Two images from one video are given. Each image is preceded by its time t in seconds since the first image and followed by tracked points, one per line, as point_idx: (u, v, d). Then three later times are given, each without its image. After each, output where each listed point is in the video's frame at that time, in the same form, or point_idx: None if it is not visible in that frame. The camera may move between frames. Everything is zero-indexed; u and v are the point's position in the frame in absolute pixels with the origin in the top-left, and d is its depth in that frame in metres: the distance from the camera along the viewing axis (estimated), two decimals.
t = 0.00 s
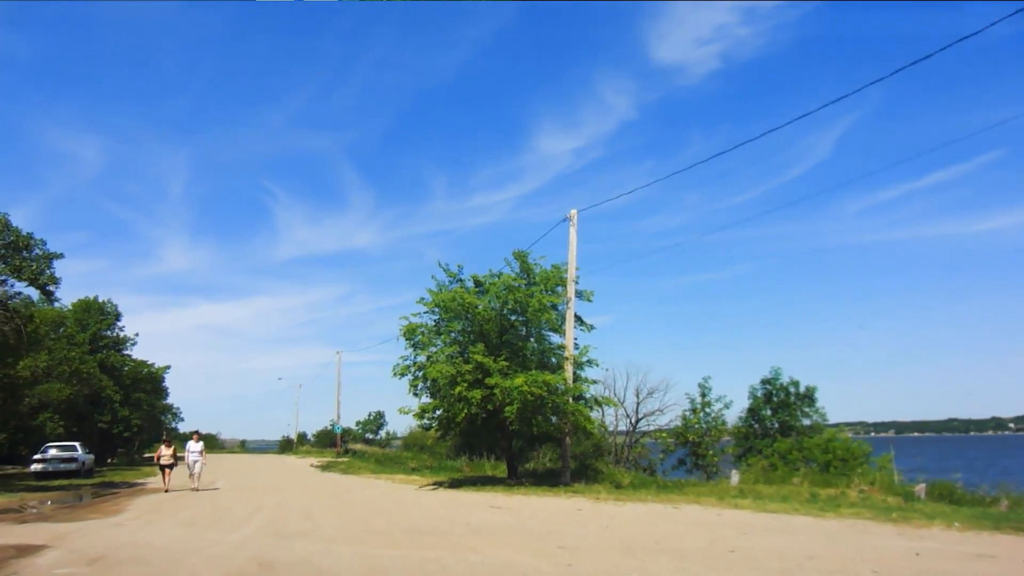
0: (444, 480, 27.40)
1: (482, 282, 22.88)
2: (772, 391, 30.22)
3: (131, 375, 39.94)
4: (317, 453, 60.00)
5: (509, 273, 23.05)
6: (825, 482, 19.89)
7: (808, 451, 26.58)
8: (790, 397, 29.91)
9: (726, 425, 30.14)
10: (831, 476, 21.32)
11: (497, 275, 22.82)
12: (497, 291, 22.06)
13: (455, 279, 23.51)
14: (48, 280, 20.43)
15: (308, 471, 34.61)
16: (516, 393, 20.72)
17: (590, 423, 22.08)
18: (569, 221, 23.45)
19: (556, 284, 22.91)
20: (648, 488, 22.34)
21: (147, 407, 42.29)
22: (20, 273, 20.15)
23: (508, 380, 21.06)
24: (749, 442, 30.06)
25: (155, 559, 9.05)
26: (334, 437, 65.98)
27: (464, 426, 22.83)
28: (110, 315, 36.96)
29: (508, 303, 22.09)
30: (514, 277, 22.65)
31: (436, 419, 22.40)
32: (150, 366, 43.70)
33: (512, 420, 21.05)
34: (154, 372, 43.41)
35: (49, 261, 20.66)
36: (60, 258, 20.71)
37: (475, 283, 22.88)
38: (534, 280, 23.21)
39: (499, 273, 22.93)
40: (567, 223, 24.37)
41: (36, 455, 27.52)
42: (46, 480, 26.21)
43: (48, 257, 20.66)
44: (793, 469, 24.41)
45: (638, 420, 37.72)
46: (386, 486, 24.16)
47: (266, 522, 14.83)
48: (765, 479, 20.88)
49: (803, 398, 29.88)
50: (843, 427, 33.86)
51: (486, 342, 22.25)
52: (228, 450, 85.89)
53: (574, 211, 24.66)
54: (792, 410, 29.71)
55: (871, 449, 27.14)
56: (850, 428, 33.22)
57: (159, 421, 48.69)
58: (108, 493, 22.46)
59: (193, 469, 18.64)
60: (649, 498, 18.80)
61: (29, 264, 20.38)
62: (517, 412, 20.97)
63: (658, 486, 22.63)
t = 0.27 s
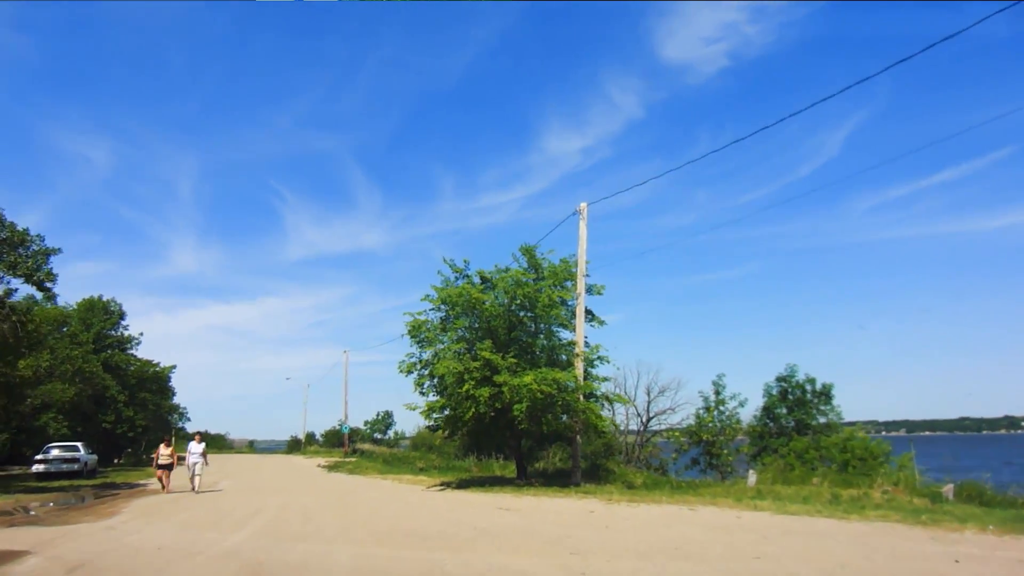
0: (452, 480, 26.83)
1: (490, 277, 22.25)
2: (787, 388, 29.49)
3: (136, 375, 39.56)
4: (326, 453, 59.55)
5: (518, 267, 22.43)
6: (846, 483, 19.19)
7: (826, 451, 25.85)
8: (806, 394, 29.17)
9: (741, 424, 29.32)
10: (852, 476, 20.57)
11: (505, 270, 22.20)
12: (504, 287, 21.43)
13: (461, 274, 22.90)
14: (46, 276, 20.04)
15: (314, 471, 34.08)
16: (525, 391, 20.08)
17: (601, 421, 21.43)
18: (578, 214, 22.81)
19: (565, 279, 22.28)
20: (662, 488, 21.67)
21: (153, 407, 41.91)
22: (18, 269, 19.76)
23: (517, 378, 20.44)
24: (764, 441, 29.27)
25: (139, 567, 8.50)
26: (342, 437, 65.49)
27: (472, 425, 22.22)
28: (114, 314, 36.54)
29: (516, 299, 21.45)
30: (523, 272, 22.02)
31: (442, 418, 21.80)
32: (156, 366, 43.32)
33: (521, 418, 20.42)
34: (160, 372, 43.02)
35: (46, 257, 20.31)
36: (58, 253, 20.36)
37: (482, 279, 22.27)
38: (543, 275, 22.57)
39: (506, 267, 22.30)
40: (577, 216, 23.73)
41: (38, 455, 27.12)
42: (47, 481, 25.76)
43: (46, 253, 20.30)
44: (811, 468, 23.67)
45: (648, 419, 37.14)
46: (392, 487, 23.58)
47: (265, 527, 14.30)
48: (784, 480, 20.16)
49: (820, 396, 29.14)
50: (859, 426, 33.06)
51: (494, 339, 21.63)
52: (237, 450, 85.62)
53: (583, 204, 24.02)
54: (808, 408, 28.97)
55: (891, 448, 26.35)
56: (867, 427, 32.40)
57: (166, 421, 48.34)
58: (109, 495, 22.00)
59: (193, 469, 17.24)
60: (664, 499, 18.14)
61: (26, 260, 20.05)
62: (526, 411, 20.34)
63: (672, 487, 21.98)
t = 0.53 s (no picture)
0: (459, 484, 26.20)
1: (496, 275, 21.65)
2: (802, 386, 28.76)
3: (140, 380, 39.11)
4: (334, 458, 59.00)
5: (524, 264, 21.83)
6: (868, 483, 18.46)
7: (844, 450, 25.06)
8: (822, 392, 28.42)
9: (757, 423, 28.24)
10: (875, 476, 19.84)
11: (511, 267, 21.60)
12: (511, 284, 20.83)
13: (466, 272, 22.31)
14: (41, 277, 19.71)
15: (320, 477, 33.55)
16: (533, 391, 19.46)
17: (613, 422, 20.79)
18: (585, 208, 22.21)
19: (573, 276, 21.66)
20: (676, 491, 21.01)
21: (158, 413, 41.46)
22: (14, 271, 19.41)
23: (525, 378, 19.81)
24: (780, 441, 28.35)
25: None
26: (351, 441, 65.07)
27: (480, 427, 21.60)
28: (117, 318, 36.09)
29: (523, 297, 20.85)
30: (529, 268, 21.41)
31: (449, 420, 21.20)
32: (161, 371, 42.88)
33: (530, 420, 19.81)
34: (165, 377, 42.57)
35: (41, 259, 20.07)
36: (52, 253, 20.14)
37: (487, 276, 21.67)
38: (550, 272, 21.96)
39: (512, 265, 21.70)
40: (584, 211, 23.10)
41: (38, 463, 26.65)
42: (47, 489, 25.28)
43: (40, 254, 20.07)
44: (830, 469, 22.93)
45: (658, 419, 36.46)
46: (399, 493, 23.00)
47: (262, 537, 13.70)
48: (803, 480, 19.47)
49: (836, 393, 28.38)
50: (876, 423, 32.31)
51: (501, 338, 21.03)
52: (245, 455, 85.17)
53: (590, 198, 23.39)
54: (824, 406, 28.26)
55: (910, 446, 25.59)
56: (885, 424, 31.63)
57: (172, 426, 47.91)
58: (108, 503, 21.46)
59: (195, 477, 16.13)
60: (679, 502, 17.46)
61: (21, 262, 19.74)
62: (535, 412, 19.72)
63: (686, 489, 21.30)
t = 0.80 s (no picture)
0: (466, 484, 25.59)
1: (502, 268, 21.05)
2: (818, 382, 28.07)
3: (144, 379, 38.69)
4: (341, 456, 58.52)
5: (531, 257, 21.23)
6: (890, 482, 17.76)
7: (861, 448, 24.30)
8: (838, 389, 27.71)
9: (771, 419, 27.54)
10: (896, 475, 19.12)
11: (518, 260, 21.00)
12: (517, 277, 20.23)
13: (472, 265, 21.72)
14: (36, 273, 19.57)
15: (326, 476, 33.02)
16: (541, 387, 18.86)
17: (624, 419, 20.16)
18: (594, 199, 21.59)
19: (581, 269, 21.04)
20: (689, 490, 20.35)
21: (163, 411, 41.05)
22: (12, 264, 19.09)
23: (533, 374, 19.21)
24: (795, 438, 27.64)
25: None
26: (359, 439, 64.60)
27: (487, 424, 21.02)
28: (120, 315, 35.65)
29: (530, 290, 20.25)
30: (537, 261, 20.80)
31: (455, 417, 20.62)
32: (165, 369, 42.47)
33: (538, 417, 19.21)
34: (170, 375, 42.16)
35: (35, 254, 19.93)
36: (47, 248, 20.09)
37: (494, 270, 21.08)
38: (558, 265, 21.35)
39: (519, 257, 21.10)
40: (593, 203, 22.47)
41: (39, 462, 26.20)
42: (47, 489, 24.86)
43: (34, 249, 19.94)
44: (848, 468, 22.20)
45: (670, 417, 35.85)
46: (404, 493, 22.44)
47: (259, 541, 13.11)
48: (822, 480, 18.78)
49: (853, 390, 27.66)
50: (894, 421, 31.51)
51: (508, 333, 20.44)
52: (253, 454, 84.85)
53: (599, 189, 22.76)
54: (841, 403, 27.48)
55: (931, 444, 24.81)
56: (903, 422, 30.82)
57: (178, 425, 47.49)
58: (107, 504, 20.95)
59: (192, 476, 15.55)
60: (694, 502, 16.81)
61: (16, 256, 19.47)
62: (543, 408, 19.12)
63: (700, 488, 20.65)
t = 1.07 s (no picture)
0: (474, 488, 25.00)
1: (510, 266, 20.47)
2: (835, 383, 27.36)
3: (149, 383, 38.31)
4: (349, 460, 58.02)
5: (540, 255, 20.63)
6: (916, 486, 17.03)
7: (880, 450, 23.56)
8: (856, 390, 26.97)
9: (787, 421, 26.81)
10: (920, 479, 18.40)
11: (526, 258, 20.41)
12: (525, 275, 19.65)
13: (479, 263, 21.15)
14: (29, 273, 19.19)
15: (332, 480, 32.48)
16: (551, 389, 18.25)
17: (636, 421, 19.52)
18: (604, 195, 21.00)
19: (591, 267, 20.44)
20: (704, 495, 19.68)
21: (169, 415, 40.66)
22: (7, 264, 18.67)
23: (542, 375, 18.61)
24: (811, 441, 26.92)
25: None
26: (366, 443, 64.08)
27: (494, 427, 20.42)
28: (124, 318, 35.22)
29: (539, 289, 19.66)
30: (545, 259, 20.20)
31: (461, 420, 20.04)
32: (171, 372, 42.07)
33: (548, 419, 18.59)
34: (175, 379, 41.77)
35: (31, 253, 19.54)
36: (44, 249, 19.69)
37: (501, 268, 20.50)
38: (568, 263, 20.75)
39: (528, 255, 20.52)
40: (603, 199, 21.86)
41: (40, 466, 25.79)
42: (48, 494, 24.41)
43: (31, 249, 19.54)
44: (869, 471, 21.49)
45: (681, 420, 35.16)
46: (410, 498, 21.86)
47: (254, 551, 12.53)
48: (842, 484, 18.09)
49: (871, 391, 26.93)
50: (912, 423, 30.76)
51: (516, 333, 19.85)
52: (261, 458, 84.53)
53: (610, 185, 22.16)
54: (858, 404, 26.78)
55: (953, 446, 24.08)
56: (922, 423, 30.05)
57: (184, 429, 47.11)
58: (106, 511, 20.44)
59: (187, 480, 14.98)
60: (710, 507, 16.16)
61: (12, 255, 19.07)
62: (552, 410, 18.50)
63: (715, 492, 19.97)
